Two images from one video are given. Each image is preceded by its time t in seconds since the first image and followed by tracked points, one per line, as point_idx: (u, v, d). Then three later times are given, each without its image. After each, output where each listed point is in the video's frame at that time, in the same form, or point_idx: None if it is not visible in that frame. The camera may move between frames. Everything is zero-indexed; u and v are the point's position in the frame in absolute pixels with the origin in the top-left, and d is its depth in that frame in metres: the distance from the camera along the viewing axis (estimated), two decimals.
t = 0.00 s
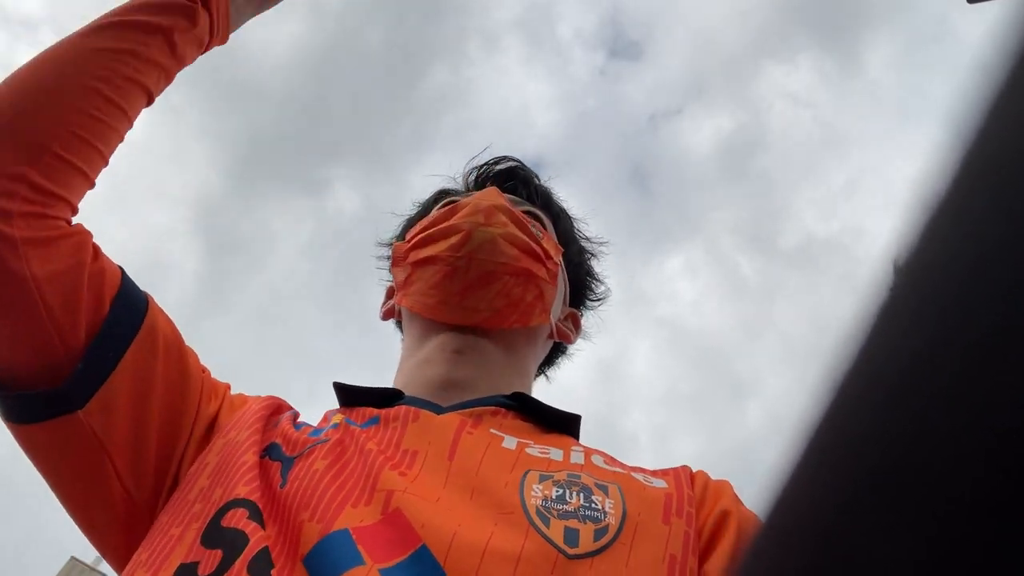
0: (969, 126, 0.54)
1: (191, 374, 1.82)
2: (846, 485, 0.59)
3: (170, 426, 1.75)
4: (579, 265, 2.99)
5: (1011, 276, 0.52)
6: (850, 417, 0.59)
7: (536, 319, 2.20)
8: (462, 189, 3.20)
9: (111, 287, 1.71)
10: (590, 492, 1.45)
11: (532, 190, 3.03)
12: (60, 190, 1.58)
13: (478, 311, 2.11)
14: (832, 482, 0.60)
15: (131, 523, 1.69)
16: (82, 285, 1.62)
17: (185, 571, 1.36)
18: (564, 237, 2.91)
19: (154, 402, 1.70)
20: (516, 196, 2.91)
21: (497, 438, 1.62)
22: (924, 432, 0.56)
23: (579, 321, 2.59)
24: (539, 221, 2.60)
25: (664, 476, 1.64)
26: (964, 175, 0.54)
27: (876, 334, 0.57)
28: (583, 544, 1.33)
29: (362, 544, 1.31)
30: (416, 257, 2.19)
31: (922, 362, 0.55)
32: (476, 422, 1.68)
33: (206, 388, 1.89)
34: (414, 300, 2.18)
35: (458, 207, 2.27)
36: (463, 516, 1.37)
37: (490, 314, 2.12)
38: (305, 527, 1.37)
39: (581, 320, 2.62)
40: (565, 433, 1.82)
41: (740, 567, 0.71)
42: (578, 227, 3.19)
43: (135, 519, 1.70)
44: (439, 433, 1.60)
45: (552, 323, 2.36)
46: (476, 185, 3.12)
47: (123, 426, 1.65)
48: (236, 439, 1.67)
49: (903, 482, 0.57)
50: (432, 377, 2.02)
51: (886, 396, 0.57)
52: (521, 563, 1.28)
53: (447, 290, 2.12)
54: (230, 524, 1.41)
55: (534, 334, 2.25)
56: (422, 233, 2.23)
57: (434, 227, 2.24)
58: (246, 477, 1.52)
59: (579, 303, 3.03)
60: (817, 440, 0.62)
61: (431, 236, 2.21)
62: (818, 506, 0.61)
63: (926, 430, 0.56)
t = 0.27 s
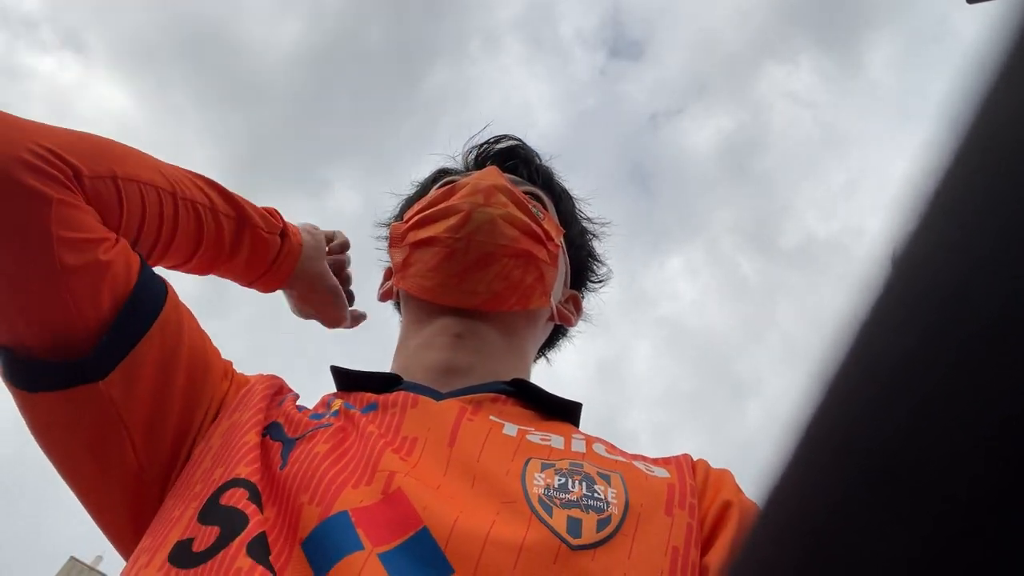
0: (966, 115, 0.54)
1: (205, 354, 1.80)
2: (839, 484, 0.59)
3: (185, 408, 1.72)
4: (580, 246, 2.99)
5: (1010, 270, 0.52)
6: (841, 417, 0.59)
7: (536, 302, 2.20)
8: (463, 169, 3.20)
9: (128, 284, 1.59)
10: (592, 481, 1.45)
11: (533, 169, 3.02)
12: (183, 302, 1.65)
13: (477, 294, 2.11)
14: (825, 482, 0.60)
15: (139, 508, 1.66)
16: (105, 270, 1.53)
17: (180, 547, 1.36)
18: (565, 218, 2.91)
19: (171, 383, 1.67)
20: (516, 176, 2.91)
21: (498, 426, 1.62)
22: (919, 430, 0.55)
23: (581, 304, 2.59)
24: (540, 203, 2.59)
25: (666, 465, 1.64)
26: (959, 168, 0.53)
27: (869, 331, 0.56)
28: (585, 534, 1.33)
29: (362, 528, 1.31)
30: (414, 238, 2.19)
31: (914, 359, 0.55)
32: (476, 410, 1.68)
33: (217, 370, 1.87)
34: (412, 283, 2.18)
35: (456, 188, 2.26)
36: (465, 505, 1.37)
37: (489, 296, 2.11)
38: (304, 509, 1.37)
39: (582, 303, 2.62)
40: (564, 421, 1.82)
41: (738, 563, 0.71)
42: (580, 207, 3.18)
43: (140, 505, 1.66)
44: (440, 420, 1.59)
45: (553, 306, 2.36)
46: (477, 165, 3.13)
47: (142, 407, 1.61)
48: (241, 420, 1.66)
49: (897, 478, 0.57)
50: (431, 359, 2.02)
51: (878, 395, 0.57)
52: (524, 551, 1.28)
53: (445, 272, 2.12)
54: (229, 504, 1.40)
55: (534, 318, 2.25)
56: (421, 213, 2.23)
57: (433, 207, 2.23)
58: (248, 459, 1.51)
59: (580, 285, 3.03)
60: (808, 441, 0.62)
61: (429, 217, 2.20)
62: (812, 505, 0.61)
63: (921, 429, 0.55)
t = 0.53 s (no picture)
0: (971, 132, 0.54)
1: (214, 373, 1.81)
2: (845, 502, 0.59)
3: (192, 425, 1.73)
4: (577, 258, 2.99)
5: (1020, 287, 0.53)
6: (847, 434, 0.59)
7: (535, 313, 2.20)
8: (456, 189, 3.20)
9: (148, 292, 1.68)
10: (596, 486, 1.45)
11: (527, 186, 3.02)
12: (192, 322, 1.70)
13: (476, 308, 2.11)
14: (831, 499, 0.60)
15: (149, 514, 1.66)
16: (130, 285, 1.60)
17: (183, 560, 1.36)
18: (562, 231, 2.91)
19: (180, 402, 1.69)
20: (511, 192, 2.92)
21: (501, 436, 1.61)
22: (929, 447, 0.56)
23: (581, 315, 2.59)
24: (536, 217, 2.59)
25: (668, 473, 1.64)
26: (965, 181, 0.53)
27: (881, 345, 0.56)
28: (589, 537, 1.33)
29: (368, 532, 1.31)
30: (412, 256, 2.19)
31: (925, 374, 0.55)
32: (479, 420, 1.68)
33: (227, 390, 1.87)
34: (411, 300, 2.17)
35: (451, 205, 2.27)
36: (468, 510, 1.37)
37: (488, 309, 2.12)
38: (310, 520, 1.37)
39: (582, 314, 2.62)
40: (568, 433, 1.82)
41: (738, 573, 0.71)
42: (575, 221, 3.19)
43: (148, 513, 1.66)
44: (443, 432, 1.59)
45: (553, 316, 2.36)
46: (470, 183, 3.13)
47: (152, 424, 1.62)
48: (246, 435, 1.66)
49: (906, 494, 0.57)
50: (433, 373, 2.02)
51: (885, 412, 0.57)
52: (529, 554, 1.28)
53: (444, 287, 2.12)
54: (234, 515, 1.40)
55: (535, 329, 2.25)
56: (417, 231, 2.23)
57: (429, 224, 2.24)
58: (253, 471, 1.51)
59: (579, 298, 3.03)
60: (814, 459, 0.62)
61: (426, 233, 2.21)
62: (819, 522, 0.61)
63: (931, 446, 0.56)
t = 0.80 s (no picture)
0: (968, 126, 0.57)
1: (220, 383, 1.71)
2: (835, 481, 0.59)
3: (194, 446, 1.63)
4: (585, 270, 2.99)
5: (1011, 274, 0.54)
6: (838, 419, 0.60)
7: (545, 317, 2.20)
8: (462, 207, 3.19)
9: (155, 300, 1.58)
10: (607, 503, 1.45)
11: (534, 200, 3.02)
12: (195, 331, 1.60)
13: (487, 310, 2.11)
14: (818, 484, 0.60)
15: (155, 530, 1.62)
16: (138, 305, 1.49)
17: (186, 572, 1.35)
18: (569, 243, 2.91)
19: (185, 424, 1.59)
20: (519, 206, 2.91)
21: (513, 446, 1.61)
22: (919, 427, 0.56)
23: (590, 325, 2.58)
24: (544, 226, 2.60)
25: (677, 491, 1.64)
26: (962, 171, 0.56)
27: (883, 323, 0.57)
28: (599, 556, 1.33)
29: (379, 550, 1.32)
30: (423, 262, 2.20)
31: (914, 359, 0.56)
32: (492, 427, 1.68)
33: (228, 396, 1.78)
34: (422, 306, 2.16)
35: (460, 211, 2.30)
36: (478, 523, 1.37)
37: (499, 311, 2.11)
38: (319, 527, 1.36)
39: (591, 324, 2.62)
40: (578, 443, 1.82)
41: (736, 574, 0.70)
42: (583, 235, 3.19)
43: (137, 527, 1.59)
44: (455, 437, 1.59)
45: (562, 324, 2.36)
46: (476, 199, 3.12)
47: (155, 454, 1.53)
48: (251, 441, 1.63)
49: (896, 485, 0.57)
50: (445, 376, 2.01)
51: (875, 398, 0.58)
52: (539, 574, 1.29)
53: (455, 290, 2.13)
54: (235, 526, 1.40)
55: (545, 335, 2.25)
56: (428, 238, 2.25)
57: (439, 232, 2.26)
58: (257, 479, 1.50)
59: (587, 310, 3.02)
60: (810, 439, 0.62)
61: (436, 239, 2.22)
62: (809, 511, 0.61)
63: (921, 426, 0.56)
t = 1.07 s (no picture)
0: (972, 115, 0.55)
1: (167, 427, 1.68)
2: (840, 489, 0.59)
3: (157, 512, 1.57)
4: (586, 252, 2.99)
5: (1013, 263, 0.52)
6: (842, 417, 0.59)
7: (545, 299, 2.19)
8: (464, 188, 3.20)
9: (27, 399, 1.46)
10: (606, 494, 1.45)
11: (534, 182, 3.03)
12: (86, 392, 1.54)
13: (484, 290, 2.11)
14: (820, 489, 0.60)
15: None
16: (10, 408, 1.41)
17: None
18: (569, 224, 2.91)
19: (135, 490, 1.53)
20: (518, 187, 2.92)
21: (510, 438, 1.61)
22: (925, 430, 0.55)
23: (591, 308, 2.59)
24: (543, 208, 2.60)
25: (678, 474, 1.64)
26: (965, 165, 0.54)
27: (881, 329, 0.57)
28: (600, 550, 1.33)
29: (374, 567, 1.29)
30: (420, 243, 2.19)
31: (915, 359, 0.55)
32: (488, 418, 1.67)
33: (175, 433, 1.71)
34: (420, 288, 2.17)
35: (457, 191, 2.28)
36: (477, 522, 1.36)
37: (497, 292, 2.11)
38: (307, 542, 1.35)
39: (592, 307, 2.62)
40: (578, 428, 1.82)
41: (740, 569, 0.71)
42: (583, 218, 3.19)
43: None
44: (451, 435, 1.59)
45: (562, 307, 2.35)
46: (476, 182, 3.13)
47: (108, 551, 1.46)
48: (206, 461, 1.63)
49: (897, 488, 0.57)
50: (443, 361, 2.02)
51: (875, 404, 0.57)
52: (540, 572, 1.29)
53: (453, 271, 2.12)
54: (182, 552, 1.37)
55: (545, 315, 2.25)
56: (424, 219, 2.24)
57: (435, 211, 2.25)
58: (206, 504, 1.48)
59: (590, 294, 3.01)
60: (813, 446, 0.62)
61: (433, 220, 2.21)
62: (809, 508, 0.61)
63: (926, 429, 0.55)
